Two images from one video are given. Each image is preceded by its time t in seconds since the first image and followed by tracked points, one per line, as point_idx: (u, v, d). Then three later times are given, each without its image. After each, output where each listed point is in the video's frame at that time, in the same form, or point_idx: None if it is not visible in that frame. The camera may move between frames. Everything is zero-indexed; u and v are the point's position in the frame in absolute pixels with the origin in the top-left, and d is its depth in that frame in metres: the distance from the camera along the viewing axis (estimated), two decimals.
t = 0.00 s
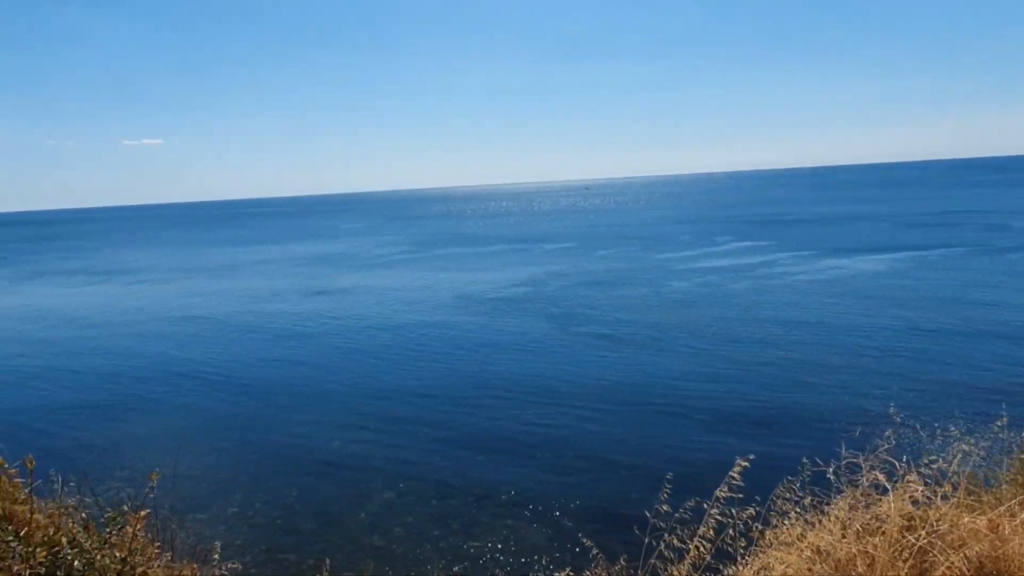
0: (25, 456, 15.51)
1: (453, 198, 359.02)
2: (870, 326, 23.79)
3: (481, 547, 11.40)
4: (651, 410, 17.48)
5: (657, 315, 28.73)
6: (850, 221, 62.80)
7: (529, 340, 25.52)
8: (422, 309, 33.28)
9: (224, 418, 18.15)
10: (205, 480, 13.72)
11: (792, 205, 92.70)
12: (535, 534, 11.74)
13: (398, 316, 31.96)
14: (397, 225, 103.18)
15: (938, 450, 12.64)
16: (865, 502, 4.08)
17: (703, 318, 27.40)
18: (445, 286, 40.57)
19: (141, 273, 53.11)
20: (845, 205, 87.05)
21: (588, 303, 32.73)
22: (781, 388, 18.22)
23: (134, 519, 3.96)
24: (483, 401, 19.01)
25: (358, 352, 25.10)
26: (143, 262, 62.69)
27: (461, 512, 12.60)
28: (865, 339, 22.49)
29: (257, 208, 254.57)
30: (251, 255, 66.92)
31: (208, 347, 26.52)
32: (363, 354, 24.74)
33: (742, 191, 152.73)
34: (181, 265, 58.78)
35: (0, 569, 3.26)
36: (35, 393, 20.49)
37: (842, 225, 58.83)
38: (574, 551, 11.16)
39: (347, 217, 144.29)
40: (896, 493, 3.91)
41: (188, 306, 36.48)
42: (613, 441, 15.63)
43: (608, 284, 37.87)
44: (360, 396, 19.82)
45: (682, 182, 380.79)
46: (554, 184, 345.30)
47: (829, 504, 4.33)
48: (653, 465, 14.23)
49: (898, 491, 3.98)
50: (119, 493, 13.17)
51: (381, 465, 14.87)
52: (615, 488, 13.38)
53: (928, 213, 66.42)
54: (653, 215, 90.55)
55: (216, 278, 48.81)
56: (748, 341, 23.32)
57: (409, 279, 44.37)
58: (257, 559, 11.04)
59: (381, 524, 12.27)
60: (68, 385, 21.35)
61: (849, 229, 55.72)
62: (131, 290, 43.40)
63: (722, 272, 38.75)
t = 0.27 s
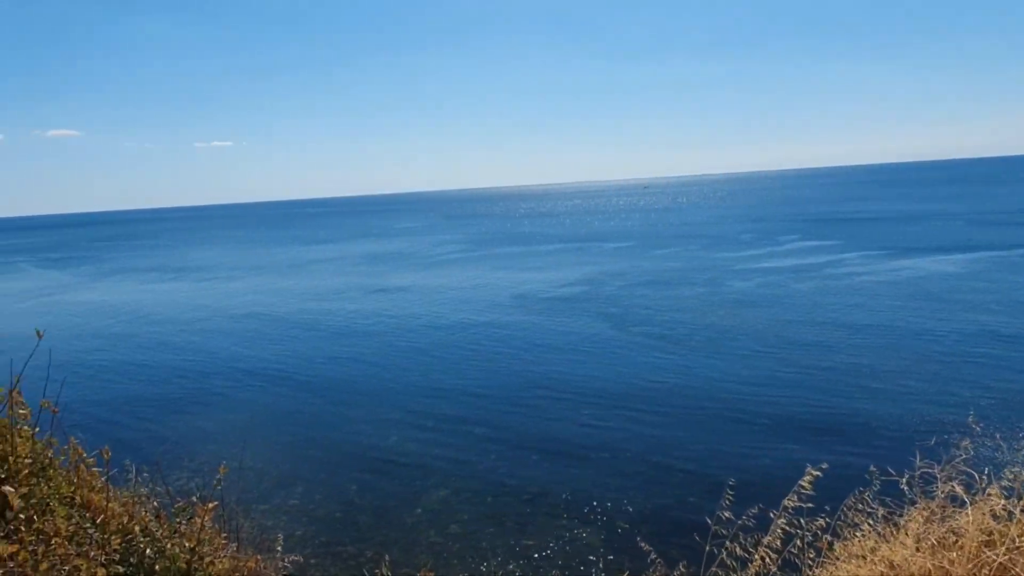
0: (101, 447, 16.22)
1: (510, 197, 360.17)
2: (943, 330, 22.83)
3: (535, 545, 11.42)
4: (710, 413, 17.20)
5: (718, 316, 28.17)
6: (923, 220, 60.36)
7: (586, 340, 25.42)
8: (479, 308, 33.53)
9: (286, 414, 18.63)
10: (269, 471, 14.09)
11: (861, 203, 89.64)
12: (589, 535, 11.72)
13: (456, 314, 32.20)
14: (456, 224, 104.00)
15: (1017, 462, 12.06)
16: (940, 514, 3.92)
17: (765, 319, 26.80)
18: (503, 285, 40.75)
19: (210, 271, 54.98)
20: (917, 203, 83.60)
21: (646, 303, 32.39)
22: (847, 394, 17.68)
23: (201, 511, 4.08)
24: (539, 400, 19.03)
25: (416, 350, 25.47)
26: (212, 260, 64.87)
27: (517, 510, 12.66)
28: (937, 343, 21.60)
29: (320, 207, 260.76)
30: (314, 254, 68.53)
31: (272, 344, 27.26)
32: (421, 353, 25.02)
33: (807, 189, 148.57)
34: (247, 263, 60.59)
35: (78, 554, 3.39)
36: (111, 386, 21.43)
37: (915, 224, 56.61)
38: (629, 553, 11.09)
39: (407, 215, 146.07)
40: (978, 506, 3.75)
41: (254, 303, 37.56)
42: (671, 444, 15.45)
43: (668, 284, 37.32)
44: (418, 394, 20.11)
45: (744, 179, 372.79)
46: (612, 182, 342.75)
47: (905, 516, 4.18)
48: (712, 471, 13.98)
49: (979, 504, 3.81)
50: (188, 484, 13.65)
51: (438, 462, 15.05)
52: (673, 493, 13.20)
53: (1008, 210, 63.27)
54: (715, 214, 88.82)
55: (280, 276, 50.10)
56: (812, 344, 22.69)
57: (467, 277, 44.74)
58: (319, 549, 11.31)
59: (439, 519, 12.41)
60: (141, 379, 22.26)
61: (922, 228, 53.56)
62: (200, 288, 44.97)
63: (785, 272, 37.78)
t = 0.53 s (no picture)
0: (175, 437, 16.91)
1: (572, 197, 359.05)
2: None
3: (591, 546, 11.37)
4: (774, 420, 16.78)
5: (785, 320, 27.42)
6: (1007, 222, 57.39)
7: (647, 343, 25.14)
8: (539, 308, 33.55)
9: (349, 409, 19.04)
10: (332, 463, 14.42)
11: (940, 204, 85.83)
12: (645, 538, 11.60)
13: (517, 314, 32.31)
14: (519, 224, 104.37)
15: None
16: None
17: (833, 324, 25.96)
18: (563, 285, 40.66)
19: (280, 268, 56.69)
20: (1001, 204, 79.55)
21: (709, 305, 31.80)
22: (920, 404, 16.98)
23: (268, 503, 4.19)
24: (598, 402, 18.92)
25: (476, 349, 25.67)
26: (282, 257, 66.88)
27: (573, 510, 12.62)
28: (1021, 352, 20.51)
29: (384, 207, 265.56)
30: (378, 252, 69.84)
31: (337, 341, 27.91)
32: (481, 352, 25.20)
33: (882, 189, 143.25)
34: (316, 261, 62.23)
35: (153, 540, 3.53)
36: (185, 378, 22.34)
37: (998, 226, 53.83)
38: (685, 559, 10.93)
39: (471, 215, 147.28)
40: None
41: (321, 301, 38.55)
42: (731, 450, 15.14)
43: (733, 286, 36.54)
44: (477, 392, 20.27)
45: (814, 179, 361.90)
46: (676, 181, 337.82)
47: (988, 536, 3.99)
48: (775, 479, 13.65)
49: None
50: (255, 473, 14.10)
51: (495, 460, 15.13)
52: (733, 500, 12.94)
53: None
54: (784, 214, 86.53)
55: (346, 274, 51.27)
56: (884, 351, 21.86)
57: (528, 277, 44.83)
58: (378, 541, 11.52)
59: (495, 516, 12.48)
60: (213, 372, 23.13)
61: (1006, 231, 50.93)
62: (271, 285, 46.40)
63: (857, 275, 36.52)
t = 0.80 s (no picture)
0: (245, 427, 17.50)
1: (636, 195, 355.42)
2: None
3: (650, 548, 11.27)
4: (843, 427, 16.28)
5: (856, 323, 26.49)
6: None
7: (711, 344, 24.69)
8: (601, 307, 33.37)
9: (411, 404, 19.35)
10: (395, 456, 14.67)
11: None
12: (705, 542, 11.44)
13: (577, 313, 32.19)
14: (580, 222, 103.95)
15: None
16: None
17: (909, 328, 24.96)
18: (626, 284, 40.31)
19: (346, 264, 57.99)
20: None
21: (776, 306, 30.98)
22: (1002, 415, 16.17)
23: (337, 493, 4.28)
24: (659, 402, 18.71)
25: (536, 347, 25.74)
26: (348, 253, 68.36)
27: (633, 511, 12.52)
28: None
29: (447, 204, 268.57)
30: (441, 248, 70.72)
31: (400, 336, 28.40)
32: (541, 351, 25.23)
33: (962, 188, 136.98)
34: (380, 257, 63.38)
35: (229, 524, 3.65)
36: (255, 371, 23.10)
37: None
38: (748, 565, 10.71)
39: (532, 213, 147.26)
40: None
41: (385, 297, 39.26)
42: (797, 456, 14.76)
43: (802, 287, 35.51)
44: (536, 390, 20.33)
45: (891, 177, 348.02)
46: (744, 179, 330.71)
47: None
48: (843, 488, 13.24)
49: None
50: (320, 464, 14.47)
51: (554, 457, 15.13)
52: (798, 507, 12.61)
53: None
54: (857, 214, 83.56)
55: (410, 271, 52.04)
56: (964, 358, 20.91)
57: (589, 275, 44.62)
58: (438, 534, 11.68)
59: (554, 514, 12.46)
60: (282, 366, 23.84)
61: None
62: (337, 280, 47.51)
63: (934, 277, 34.99)
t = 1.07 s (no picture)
0: (307, 418, 17.97)
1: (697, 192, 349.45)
2: None
3: (709, 551, 11.11)
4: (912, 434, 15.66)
5: (927, 325, 25.45)
6: None
7: (773, 345, 24.09)
8: (660, 306, 32.96)
9: (467, 400, 19.52)
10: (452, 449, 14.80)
11: None
12: (765, 546, 11.21)
13: (635, 311, 31.88)
14: (639, 219, 102.87)
15: None
16: None
17: (987, 331, 23.81)
18: (686, 282, 39.71)
19: (407, 260, 58.91)
20: None
21: (844, 307, 29.99)
22: None
23: (402, 484, 4.37)
24: (718, 404, 18.36)
25: (593, 346, 25.61)
26: (407, 250, 69.31)
27: (690, 513, 12.33)
28: None
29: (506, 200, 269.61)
30: (499, 245, 71.11)
31: (458, 333, 28.68)
32: (597, 349, 25.10)
33: None
34: (439, 254, 64.05)
35: (300, 511, 3.73)
36: (317, 364, 23.68)
37: None
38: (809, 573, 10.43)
39: (591, 210, 146.25)
40: None
41: (443, 293, 39.71)
42: (863, 463, 14.27)
43: (870, 287, 34.30)
44: (592, 389, 20.24)
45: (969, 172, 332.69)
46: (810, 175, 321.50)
47: None
48: (911, 499, 12.74)
49: None
50: (379, 457, 14.72)
51: (610, 457, 15.02)
52: (863, 515, 12.23)
53: None
54: (930, 211, 80.32)
55: (467, 267, 52.42)
56: None
57: (648, 273, 44.15)
58: (495, 527, 11.74)
59: (610, 513, 12.36)
60: (342, 360, 24.38)
61: None
62: (397, 276, 48.29)
63: (1016, 278, 33.29)
